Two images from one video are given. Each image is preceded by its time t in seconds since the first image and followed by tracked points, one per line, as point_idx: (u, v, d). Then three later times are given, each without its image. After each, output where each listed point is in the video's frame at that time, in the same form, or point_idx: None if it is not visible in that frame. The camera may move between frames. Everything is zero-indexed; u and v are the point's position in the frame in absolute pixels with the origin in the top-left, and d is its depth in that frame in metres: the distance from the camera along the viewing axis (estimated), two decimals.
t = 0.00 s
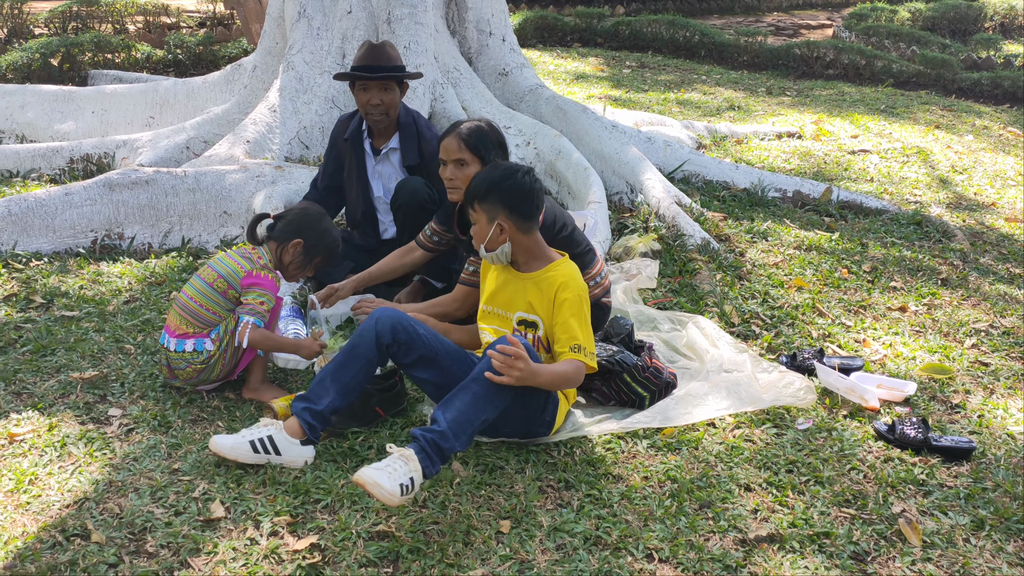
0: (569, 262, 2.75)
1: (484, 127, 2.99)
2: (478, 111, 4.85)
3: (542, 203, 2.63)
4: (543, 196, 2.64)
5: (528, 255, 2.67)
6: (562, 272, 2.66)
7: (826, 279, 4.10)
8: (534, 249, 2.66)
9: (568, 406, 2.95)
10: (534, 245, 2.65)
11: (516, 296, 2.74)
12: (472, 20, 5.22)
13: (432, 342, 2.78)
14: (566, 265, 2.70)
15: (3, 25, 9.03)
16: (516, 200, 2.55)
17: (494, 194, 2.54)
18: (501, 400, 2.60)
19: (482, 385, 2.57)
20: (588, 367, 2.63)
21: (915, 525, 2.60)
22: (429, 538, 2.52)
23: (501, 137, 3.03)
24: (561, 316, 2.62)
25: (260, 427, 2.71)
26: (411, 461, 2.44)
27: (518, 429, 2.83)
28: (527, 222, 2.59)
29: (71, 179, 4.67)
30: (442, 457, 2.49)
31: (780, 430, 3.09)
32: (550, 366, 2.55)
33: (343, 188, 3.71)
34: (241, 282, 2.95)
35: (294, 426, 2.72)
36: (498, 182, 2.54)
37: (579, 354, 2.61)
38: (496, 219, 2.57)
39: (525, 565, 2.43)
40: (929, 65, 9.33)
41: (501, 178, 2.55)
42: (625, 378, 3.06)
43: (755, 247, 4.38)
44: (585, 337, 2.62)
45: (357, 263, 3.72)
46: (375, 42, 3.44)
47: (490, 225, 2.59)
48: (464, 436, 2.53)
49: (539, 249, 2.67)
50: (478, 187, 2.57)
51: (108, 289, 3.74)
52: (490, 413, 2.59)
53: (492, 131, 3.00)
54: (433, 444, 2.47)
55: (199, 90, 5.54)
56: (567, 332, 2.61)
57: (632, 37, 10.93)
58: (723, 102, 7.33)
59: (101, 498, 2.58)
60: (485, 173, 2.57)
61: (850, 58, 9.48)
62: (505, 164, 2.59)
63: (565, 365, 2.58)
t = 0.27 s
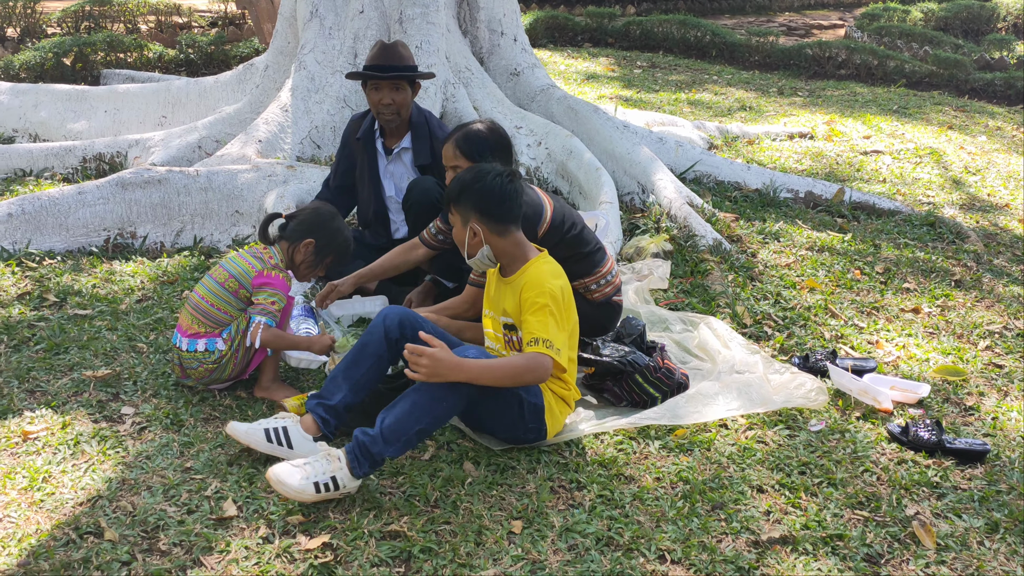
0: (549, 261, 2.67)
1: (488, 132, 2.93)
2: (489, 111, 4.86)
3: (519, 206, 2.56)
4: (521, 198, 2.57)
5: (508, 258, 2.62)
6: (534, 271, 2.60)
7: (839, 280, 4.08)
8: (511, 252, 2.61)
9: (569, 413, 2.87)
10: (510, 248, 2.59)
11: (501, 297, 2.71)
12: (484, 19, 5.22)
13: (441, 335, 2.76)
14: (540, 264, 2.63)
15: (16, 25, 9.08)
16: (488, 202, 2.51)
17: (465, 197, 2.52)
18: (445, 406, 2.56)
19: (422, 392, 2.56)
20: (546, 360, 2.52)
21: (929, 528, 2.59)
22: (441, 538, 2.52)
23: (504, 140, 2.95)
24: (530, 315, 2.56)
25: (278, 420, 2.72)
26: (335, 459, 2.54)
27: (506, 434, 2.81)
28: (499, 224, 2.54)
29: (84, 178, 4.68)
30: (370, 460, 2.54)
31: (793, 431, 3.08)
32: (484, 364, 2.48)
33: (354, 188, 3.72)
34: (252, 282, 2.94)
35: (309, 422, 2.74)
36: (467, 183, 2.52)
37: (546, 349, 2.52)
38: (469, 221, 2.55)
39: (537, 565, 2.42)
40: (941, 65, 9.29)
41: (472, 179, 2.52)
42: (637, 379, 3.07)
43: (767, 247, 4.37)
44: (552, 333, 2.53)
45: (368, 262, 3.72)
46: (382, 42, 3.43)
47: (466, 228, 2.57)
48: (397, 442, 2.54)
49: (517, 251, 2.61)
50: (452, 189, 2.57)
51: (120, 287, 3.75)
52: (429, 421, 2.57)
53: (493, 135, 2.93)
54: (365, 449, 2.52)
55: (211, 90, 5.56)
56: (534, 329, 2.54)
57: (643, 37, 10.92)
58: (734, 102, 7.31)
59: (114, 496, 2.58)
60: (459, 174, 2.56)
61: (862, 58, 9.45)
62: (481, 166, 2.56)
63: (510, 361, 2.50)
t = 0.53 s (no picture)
0: (526, 274, 2.62)
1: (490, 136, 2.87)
2: (497, 112, 4.86)
3: (498, 216, 2.56)
4: (500, 207, 2.56)
5: (487, 266, 2.65)
6: (500, 283, 2.60)
7: (848, 281, 4.07)
8: (488, 261, 2.63)
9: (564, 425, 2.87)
10: (488, 257, 2.62)
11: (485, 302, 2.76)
12: (492, 20, 5.22)
13: (447, 336, 2.84)
14: (509, 276, 2.60)
15: (26, 26, 9.13)
16: (464, 214, 2.52)
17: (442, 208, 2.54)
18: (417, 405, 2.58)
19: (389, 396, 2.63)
20: (475, 377, 2.52)
21: (938, 530, 2.58)
22: (449, 539, 2.52)
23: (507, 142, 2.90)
24: (488, 326, 2.58)
25: (293, 412, 2.82)
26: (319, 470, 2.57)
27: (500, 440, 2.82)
28: (474, 235, 2.56)
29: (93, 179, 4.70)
30: (359, 464, 2.57)
31: (802, 433, 3.07)
32: (415, 381, 2.53)
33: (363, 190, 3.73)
34: (261, 284, 2.94)
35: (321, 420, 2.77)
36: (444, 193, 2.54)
37: (481, 364, 2.53)
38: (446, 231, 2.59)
39: (545, 567, 2.42)
40: (951, 65, 9.26)
41: (449, 188, 2.54)
42: (646, 380, 3.07)
43: (776, 248, 4.36)
44: (500, 348, 2.54)
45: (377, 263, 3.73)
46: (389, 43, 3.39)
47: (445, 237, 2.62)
48: (383, 442, 2.56)
49: (495, 260, 2.62)
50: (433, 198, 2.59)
51: (129, 288, 3.76)
52: (412, 418, 2.58)
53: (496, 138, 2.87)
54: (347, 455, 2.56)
55: (220, 91, 5.57)
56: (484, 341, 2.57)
57: (651, 37, 10.91)
58: (743, 102, 7.30)
59: (123, 496, 2.59)
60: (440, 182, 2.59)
61: (871, 59, 9.43)
62: (461, 173, 2.57)
63: (438, 379, 2.53)
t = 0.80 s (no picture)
0: (522, 271, 2.63)
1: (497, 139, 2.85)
2: (506, 113, 4.87)
3: (494, 217, 2.57)
4: (496, 209, 2.57)
5: (483, 269, 2.66)
6: (497, 283, 2.61)
7: (857, 282, 4.06)
8: (485, 263, 2.64)
9: (571, 420, 2.86)
10: (484, 259, 2.62)
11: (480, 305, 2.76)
12: (500, 21, 5.23)
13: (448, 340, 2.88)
14: (505, 275, 2.61)
15: (35, 28, 9.18)
16: (460, 215, 2.53)
17: (437, 208, 2.55)
18: (428, 402, 2.59)
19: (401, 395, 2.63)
20: (486, 371, 2.53)
21: (949, 532, 2.57)
22: (458, 540, 2.52)
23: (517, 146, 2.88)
24: (491, 325, 2.59)
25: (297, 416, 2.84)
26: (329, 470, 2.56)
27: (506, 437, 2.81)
28: (471, 236, 2.57)
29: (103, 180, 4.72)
30: (369, 464, 2.57)
31: (811, 434, 3.06)
32: (424, 379, 2.55)
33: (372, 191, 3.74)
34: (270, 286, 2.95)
35: (324, 418, 2.79)
36: (439, 195, 2.55)
37: (493, 359, 2.54)
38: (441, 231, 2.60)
39: (555, 568, 2.42)
40: (960, 65, 9.23)
41: (445, 190, 2.55)
42: (654, 381, 3.07)
43: (785, 249, 4.35)
44: (505, 342, 2.54)
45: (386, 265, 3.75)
46: (399, 41, 3.37)
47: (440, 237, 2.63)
48: (394, 441, 2.56)
49: (491, 262, 2.63)
50: (427, 200, 2.60)
51: (139, 289, 3.77)
52: (422, 416, 2.59)
53: (503, 143, 2.84)
54: (360, 454, 2.56)
55: (229, 92, 5.59)
56: (490, 339, 2.57)
57: (659, 38, 10.91)
58: (751, 102, 7.28)
59: (132, 497, 2.59)
60: (434, 184, 2.59)
61: (880, 59, 9.40)
62: (456, 175, 2.58)
63: (450, 376, 2.54)
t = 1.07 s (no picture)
0: (518, 271, 2.65)
1: (506, 142, 2.84)
2: (513, 115, 4.87)
3: (490, 222, 2.59)
4: (491, 215, 2.60)
5: (480, 274, 2.66)
6: (494, 283, 2.62)
7: (866, 283, 4.05)
8: (481, 268, 2.64)
9: (578, 421, 2.85)
10: (481, 264, 2.63)
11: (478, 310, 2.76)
12: (508, 23, 5.23)
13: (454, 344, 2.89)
14: (501, 276, 2.62)
15: (44, 32, 9.23)
16: (456, 220, 2.55)
17: (433, 215, 2.58)
18: (434, 403, 2.59)
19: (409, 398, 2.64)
20: (489, 365, 2.52)
21: (959, 535, 2.56)
22: (466, 542, 2.51)
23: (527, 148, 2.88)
24: (490, 324, 2.60)
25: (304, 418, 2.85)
26: (337, 472, 2.57)
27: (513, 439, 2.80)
28: (467, 241, 2.58)
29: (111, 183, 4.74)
30: (375, 465, 2.56)
31: (820, 436, 3.05)
32: (428, 377, 2.55)
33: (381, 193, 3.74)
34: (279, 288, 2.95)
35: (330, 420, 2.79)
36: (435, 202, 2.57)
37: (495, 352, 2.54)
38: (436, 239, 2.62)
39: (563, 571, 2.41)
40: (969, 66, 9.20)
41: (440, 197, 2.57)
42: (662, 383, 3.07)
43: (793, 251, 4.34)
44: (506, 337, 2.54)
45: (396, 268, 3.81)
46: (406, 43, 3.36)
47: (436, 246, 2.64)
48: (400, 441, 2.56)
49: (487, 267, 2.64)
50: (423, 209, 2.62)
51: (148, 292, 3.78)
52: (428, 416, 2.59)
53: (514, 145, 2.83)
54: (368, 457, 2.55)
55: (237, 95, 5.60)
56: (490, 336, 2.57)
57: (667, 39, 10.90)
58: (759, 104, 7.27)
59: (142, 499, 2.60)
60: (430, 192, 2.62)
61: (889, 60, 9.38)
62: (451, 182, 2.60)
63: (454, 371, 2.54)
